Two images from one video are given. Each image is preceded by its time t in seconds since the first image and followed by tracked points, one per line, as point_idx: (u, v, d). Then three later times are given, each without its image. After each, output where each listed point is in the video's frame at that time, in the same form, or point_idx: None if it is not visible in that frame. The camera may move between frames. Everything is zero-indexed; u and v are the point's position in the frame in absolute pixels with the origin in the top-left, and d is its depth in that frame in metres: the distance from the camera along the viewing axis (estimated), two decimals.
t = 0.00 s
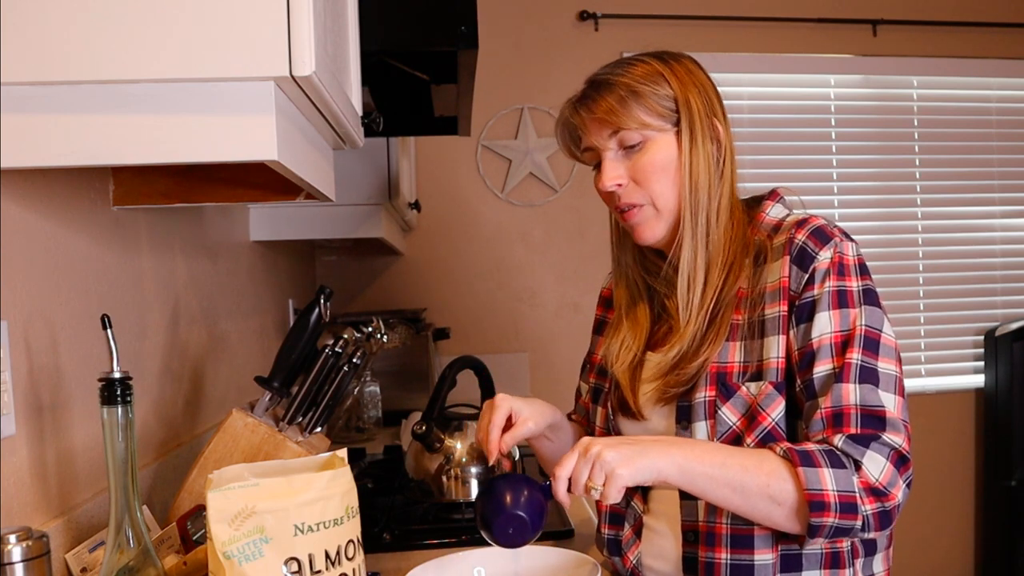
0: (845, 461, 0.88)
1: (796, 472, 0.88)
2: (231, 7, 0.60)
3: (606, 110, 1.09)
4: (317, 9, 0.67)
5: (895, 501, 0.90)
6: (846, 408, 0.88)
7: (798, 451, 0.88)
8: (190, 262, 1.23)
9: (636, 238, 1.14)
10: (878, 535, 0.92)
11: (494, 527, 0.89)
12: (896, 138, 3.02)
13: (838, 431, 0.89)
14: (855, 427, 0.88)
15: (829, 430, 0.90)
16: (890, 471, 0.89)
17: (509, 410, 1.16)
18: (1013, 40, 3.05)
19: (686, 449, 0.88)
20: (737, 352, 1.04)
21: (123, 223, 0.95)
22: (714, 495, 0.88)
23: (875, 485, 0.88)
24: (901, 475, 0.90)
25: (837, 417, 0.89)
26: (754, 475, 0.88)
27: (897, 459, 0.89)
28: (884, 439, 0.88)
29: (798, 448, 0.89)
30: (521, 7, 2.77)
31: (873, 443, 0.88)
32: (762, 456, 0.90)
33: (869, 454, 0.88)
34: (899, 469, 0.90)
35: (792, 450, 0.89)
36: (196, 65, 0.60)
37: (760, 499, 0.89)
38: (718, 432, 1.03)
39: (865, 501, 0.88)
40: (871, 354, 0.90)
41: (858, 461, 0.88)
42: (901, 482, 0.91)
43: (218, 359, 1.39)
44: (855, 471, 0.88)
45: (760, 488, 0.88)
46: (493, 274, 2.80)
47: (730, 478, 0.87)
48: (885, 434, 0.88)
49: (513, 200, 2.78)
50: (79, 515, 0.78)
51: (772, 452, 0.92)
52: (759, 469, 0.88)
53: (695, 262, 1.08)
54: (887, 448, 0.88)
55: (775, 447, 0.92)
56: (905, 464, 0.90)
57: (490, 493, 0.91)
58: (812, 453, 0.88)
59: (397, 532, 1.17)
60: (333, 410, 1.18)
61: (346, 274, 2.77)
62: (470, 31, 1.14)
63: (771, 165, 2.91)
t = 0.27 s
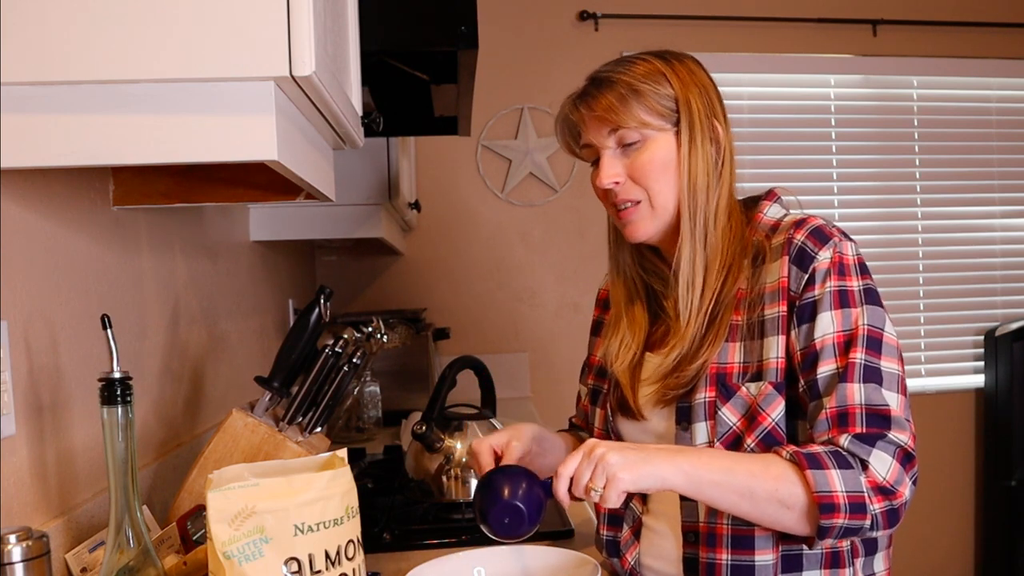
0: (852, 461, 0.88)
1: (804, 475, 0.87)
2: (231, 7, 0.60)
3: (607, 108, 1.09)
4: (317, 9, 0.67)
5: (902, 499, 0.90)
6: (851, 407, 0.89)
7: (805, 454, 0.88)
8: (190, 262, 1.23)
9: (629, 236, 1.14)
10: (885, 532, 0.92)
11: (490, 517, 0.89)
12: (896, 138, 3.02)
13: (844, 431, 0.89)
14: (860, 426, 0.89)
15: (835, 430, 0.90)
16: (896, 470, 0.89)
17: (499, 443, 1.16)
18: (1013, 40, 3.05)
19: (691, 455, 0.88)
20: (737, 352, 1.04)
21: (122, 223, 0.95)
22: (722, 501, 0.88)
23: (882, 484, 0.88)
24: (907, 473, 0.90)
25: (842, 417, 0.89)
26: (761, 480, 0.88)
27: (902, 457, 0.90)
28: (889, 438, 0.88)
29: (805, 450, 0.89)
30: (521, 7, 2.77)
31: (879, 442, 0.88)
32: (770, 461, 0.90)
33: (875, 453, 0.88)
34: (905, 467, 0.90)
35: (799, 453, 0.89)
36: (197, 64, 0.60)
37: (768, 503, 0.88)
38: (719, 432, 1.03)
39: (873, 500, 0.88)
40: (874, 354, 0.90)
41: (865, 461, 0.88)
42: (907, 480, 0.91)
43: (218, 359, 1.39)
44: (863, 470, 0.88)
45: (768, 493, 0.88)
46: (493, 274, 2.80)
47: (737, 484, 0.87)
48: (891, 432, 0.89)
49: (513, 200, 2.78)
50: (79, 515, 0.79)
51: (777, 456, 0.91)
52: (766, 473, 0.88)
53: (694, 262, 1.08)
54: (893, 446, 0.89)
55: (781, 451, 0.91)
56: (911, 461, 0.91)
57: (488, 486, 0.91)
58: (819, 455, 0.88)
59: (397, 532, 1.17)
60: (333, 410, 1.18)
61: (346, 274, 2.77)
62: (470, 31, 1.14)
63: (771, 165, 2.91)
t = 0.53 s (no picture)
0: (856, 471, 0.88)
1: (812, 488, 0.88)
2: (231, 7, 0.60)
3: (648, 85, 1.09)
4: (317, 9, 0.67)
5: (902, 505, 0.91)
6: (853, 417, 0.89)
7: (813, 466, 0.88)
8: (190, 262, 1.23)
9: (645, 221, 1.11)
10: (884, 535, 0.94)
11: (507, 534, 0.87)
12: (896, 138, 3.02)
13: (845, 440, 0.89)
14: (862, 436, 0.89)
15: (836, 439, 0.90)
16: (896, 477, 0.90)
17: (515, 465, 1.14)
18: (1013, 40, 3.05)
19: (705, 472, 0.87)
20: (734, 354, 1.04)
21: (123, 223, 0.95)
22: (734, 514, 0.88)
23: (885, 492, 0.89)
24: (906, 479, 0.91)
25: (844, 427, 0.89)
26: (773, 494, 0.88)
27: (901, 465, 0.90)
28: (889, 447, 0.89)
29: (811, 461, 0.89)
30: (521, 7, 2.77)
31: (880, 452, 0.89)
32: (778, 471, 0.90)
33: (876, 463, 0.88)
34: (903, 474, 0.91)
35: (807, 465, 0.89)
36: (197, 64, 0.60)
37: (778, 515, 0.89)
38: (717, 435, 1.03)
39: (876, 509, 0.89)
40: (876, 362, 0.90)
41: (867, 470, 0.88)
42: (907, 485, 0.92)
43: (218, 359, 1.39)
44: (866, 480, 0.88)
45: (778, 505, 0.88)
46: (493, 274, 2.80)
47: (750, 498, 0.87)
48: (891, 441, 0.89)
49: (513, 200, 2.78)
50: (79, 515, 0.79)
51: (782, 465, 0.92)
52: (777, 487, 0.88)
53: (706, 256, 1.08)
54: (893, 455, 0.89)
55: (788, 462, 0.91)
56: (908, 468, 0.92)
57: (500, 498, 0.90)
58: (825, 466, 0.88)
59: (397, 532, 1.17)
60: (333, 410, 1.18)
61: (346, 274, 2.77)
62: (470, 31, 1.14)
63: (771, 165, 2.91)
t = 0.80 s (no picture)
0: (882, 475, 0.89)
1: (845, 493, 0.88)
2: (231, 7, 0.60)
3: (626, 105, 1.06)
4: (317, 9, 0.67)
5: (919, 506, 0.92)
6: (877, 422, 0.89)
7: (846, 472, 0.88)
8: (190, 262, 1.23)
9: (643, 238, 1.13)
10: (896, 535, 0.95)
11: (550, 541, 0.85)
12: (896, 138, 3.02)
13: (870, 445, 0.90)
14: (885, 441, 0.89)
15: (859, 445, 0.90)
16: (915, 480, 0.91)
17: (530, 453, 1.15)
18: (1013, 40, 3.05)
19: (742, 480, 0.87)
20: (739, 358, 1.04)
21: (123, 223, 0.95)
22: (766, 519, 0.89)
23: (908, 495, 0.90)
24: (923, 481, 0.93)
25: (868, 432, 0.90)
26: (808, 502, 0.88)
27: (919, 467, 0.92)
28: (910, 450, 0.91)
29: (841, 466, 0.89)
30: (521, 7, 2.77)
31: (901, 455, 0.90)
32: (809, 475, 0.90)
33: (900, 466, 0.90)
34: (921, 475, 0.92)
35: (839, 470, 0.89)
36: (196, 64, 0.60)
37: (809, 520, 0.90)
38: (722, 438, 1.04)
39: (898, 511, 0.89)
40: (894, 369, 0.91)
41: (892, 473, 0.89)
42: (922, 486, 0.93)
43: (218, 359, 1.39)
44: (892, 483, 0.89)
45: (810, 511, 0.89)
46: (493, 274, 2.80)
47: (784, 505, 0.88)
48: (911, 445, 0.91)
49: (513, 201, 2.78)
50: (79, 515, 0.79)
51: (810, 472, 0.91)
52: (809, 494, 0.88)
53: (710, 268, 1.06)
54: (912, 457, 0.91)
55: (817, 467, 0.91)
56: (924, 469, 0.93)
57: (542, 503, 0.87)
58: (855, 471, 0.88)
59: (397, 532, 1.17)
60: (333, 410, 1.18)
61: (346, 274, 2.77)
62: (470, 31, 1.14)
63: (771, 165, 2.91)
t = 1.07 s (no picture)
0: (884, 478, 0.89)
1: (848, 496, 0.88)
2: (231, 7, 0.60)
3: (623, 111, 1.05)
4: (317, 9, 0.67)
5: (920, 509, 0.93)
6: (881, 426, 0.89)
7: (849, 475, 0.88)
8: (190, 262, 1.23)
9: (644, 241, 1.12)
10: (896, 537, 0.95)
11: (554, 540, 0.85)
12: (896, 138, 3.02)
13: (873, 449, 0.90)
14: (888, 445, 0.89)
15: (862, 448, 0.90)
16: (917, 483, 0.92)
17: (536, 458, 1.15)
18: (1012, 40, 3.05)
19: (747, 482, 0.87)
20: (745, 359, 1.04)
21: (123, 223, 0.95)
22: (769, 521, 0.89)
23: (909, 499, 0.90)
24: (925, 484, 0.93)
25: (871, 436, 0.90)
26: (812, 504, 0.88)
27: (921, 471, 0.92)
28: (913, 454, 0.91)
29: (845, 469, 0.89)
30: (521, 7, 2.77)
31: (904, 460, 0.90)
32: (813, 477, 0.90)
33: (902, 469, 0.90)
34: (923, 479, 0.93)
35: (842, 473, 0.88)
36: (196, 64, 0.60)
37: (812, 522, 0.90)
38: (726, 439, 1.04)
39: (900, 515, 0.90)
40: (898, 373, 0.91)
41: (895, 477, 0.89)
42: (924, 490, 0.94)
43: (218, 359, 1.39)
44: (894, 487, 0.89)
45: (813, 513, 0.89)
46: (494, 274, 2.80)
47: (787, 507, 0.88)
48: (914, 450, 0.91)
49: (513, 201, 2.78)
50: (79, 515, 0.79)
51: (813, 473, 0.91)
52: (813, 497, 0.88)
53: (713, 273, 1.06)
54: (915, 462, 0.91)
55: (821, 470, 0.90)
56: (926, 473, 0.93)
57: (546, 505, 0.87)
58: (858, 474, 0.88)
59: (397, 532, 1.17)
60: (333, 410, 1.18)
61: (346, 274, 2.77)
62: (470, 31, 1.14)
63: (771, 165, 2.91)
